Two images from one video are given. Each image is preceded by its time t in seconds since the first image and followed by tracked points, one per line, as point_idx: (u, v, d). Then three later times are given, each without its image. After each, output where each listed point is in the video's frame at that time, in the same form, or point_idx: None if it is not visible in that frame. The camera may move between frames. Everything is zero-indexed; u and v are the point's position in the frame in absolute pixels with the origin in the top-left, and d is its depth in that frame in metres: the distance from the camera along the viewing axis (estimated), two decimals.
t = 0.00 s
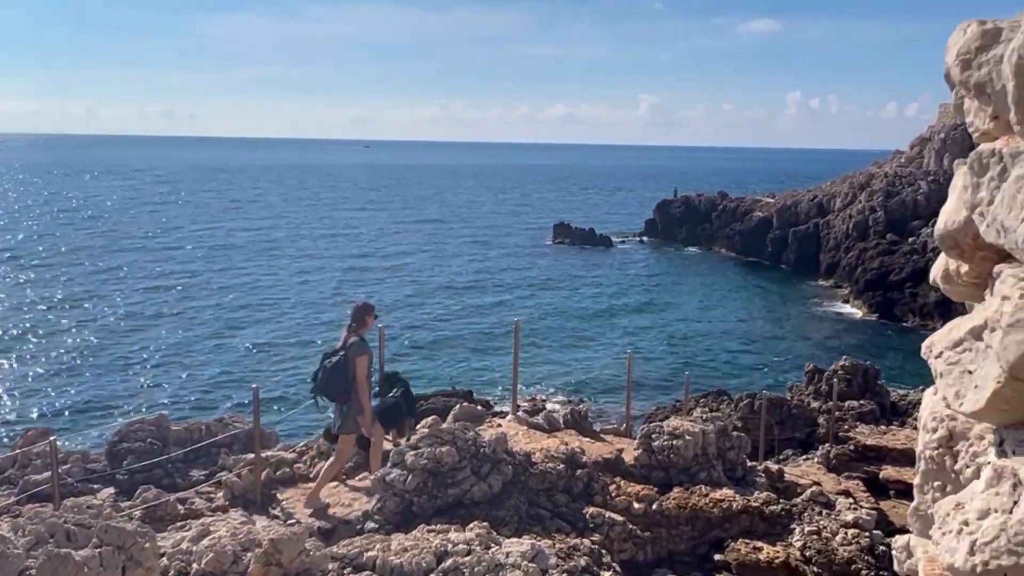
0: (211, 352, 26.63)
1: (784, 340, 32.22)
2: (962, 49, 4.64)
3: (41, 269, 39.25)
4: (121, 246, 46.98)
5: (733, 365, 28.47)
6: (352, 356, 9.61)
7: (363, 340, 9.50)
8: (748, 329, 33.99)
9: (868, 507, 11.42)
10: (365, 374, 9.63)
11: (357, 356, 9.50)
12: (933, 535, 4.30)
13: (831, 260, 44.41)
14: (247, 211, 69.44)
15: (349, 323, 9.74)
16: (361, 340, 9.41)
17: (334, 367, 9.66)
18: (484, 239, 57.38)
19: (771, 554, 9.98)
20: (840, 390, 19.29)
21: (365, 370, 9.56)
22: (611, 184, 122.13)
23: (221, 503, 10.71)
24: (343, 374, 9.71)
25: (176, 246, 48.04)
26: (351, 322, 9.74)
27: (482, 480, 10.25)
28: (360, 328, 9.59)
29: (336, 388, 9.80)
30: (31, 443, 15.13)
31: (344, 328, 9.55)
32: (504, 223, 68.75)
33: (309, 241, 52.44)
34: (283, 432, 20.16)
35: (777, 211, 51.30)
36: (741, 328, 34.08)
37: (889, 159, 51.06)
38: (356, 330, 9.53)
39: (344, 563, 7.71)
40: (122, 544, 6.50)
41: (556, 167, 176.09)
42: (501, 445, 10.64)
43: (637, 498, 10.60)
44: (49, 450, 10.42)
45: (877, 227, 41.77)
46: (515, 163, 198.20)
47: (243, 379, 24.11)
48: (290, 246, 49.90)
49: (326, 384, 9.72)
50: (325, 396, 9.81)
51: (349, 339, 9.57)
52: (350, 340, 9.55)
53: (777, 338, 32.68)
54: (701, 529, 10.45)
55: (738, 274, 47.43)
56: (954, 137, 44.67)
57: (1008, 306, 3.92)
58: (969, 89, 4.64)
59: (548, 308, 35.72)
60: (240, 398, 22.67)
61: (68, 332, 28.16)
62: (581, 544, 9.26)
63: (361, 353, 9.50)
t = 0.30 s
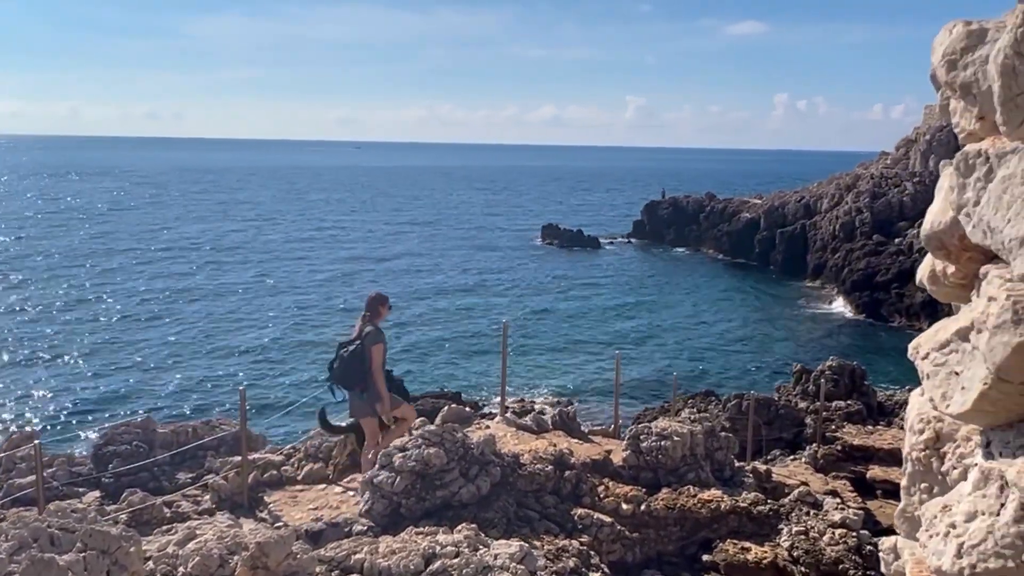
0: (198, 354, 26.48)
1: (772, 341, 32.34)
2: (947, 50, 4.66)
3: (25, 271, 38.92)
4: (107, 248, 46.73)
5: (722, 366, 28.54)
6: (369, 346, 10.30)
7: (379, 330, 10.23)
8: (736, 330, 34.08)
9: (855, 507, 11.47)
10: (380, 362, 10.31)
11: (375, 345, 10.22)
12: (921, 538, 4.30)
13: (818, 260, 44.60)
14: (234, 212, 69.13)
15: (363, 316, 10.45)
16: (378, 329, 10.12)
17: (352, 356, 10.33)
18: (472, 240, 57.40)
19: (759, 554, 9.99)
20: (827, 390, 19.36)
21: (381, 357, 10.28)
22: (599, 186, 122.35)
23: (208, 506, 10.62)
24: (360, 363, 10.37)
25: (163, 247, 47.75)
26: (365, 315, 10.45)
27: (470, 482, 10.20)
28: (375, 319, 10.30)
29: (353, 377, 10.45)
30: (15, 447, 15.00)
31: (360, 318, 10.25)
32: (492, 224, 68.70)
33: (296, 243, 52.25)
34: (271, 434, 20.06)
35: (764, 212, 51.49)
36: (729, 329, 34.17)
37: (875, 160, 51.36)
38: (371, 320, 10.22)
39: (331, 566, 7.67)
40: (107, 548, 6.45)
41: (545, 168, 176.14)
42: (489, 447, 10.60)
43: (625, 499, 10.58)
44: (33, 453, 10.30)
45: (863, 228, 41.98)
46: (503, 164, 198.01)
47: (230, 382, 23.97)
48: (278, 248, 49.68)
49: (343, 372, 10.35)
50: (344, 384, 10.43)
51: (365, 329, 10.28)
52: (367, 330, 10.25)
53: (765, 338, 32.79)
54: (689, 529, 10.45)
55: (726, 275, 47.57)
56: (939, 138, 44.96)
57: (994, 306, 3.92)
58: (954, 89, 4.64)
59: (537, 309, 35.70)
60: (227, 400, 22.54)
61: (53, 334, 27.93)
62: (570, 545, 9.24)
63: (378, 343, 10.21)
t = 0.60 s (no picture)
0: (189, 356, 26.40)
1: (763, 341, 32.42)
2: (933, 51, 4.68)
3: (16, 272, 38.75)
4: (98, 249, 46.60)
5: (714, 367, 28.59)
6: (390, 346, 10.32)
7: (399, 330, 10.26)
8: (728, 330, 34.15)
9: (846, 506, 11.50)
10: (404, 361, 10.37)
11: (396, 345, 10.25)
12: (907, 539, 4.31)
13: (810, 261, 44.72)
14: (226, 214, 68.99)
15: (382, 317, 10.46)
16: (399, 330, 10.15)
17: (374, 357, 10.34)
18: (464, 241, 57.38)
19: (751, 555, 10.02)
20: (819, 390, 19.41)
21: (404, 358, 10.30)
22: (592, 187, 122.54)
23: (199, 509, 10.59)
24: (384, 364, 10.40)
25: (154, 249, 47.60)
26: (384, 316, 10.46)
27: (462, 483, 10.18)
28: (395, 319, 10.34)
29: (377, 378, 10.47)
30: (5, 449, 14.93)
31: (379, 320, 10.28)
32: (485, 225, 68.71)
33: (289, 244, 52.18)
34: (263, 436, 20.02)
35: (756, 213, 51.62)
36: (720, 330, 34.24)
37: (867, 161, 51.55)
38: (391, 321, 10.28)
39: (322, 568, 7.65)
40: (96, 552, 6.35)
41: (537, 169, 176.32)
42: (481, 448, 10.58)
43: (617, 500, 10.59)
44: (22, 457, 10.24)
45: (855, 229, 42.11)
46: (495, 165, 198.00)
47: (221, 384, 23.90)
48: (269, 249, 49.59)
49: (368, 375, 10.36)
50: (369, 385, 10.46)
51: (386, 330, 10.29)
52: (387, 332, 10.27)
53: (756, 339, 32.86)
54: (681, 530, 10.45)
55: (718, 275, 47.66)
56: (929, 139, 45.16)
57: (980, 308, 3.94)
58: (941, 91, 4.66)
59: (529, 310, 35.70)
60: (219, 402, 22.47)
61: (43, 337, 27.79)
62: (562, 547, 9.23)
63: (399, 343, 10.24)
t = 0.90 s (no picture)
0: (186, 357, 26.34)
1: (761, 341, 32.44)
2: (927, 55, 4.69)
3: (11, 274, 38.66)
4: (94, 251, 46.51)
5: (710, 367, 28.61)
6: (419, 331, 10.51)
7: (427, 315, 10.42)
8: (725, 331, 34.16)
9: (844, 507, 11.51)
10: (432, 345, 10.59)
11: (424, 329, 10.45)
12: (902, 543, 4.32)
13: (807, 261, 44.78)
14: (223, 215, 68.87)
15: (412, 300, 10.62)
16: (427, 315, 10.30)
17: (403, 340, 10.56)
18: (461, 242, 57.34)
19: (748, 555, 10.05)
20: (816, 391, 19.42)
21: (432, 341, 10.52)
22: (589, 187, 122.61)
23: (196, 511, 10.59)
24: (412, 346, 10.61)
25: (150, 250, 47.50)
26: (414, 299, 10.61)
27: (460, 485, 10.16)
28: (425, 302, 10.50)
29: (405, 359, 10.71)
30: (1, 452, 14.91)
31: (409, 303, 10.43)
32: (482, 226, 68.68)
33: (286, 245, 52.11)
34: (259, 438, 19.99)
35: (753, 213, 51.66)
36: (718, 330, 34.26)
37: (863, 161, 51.63)
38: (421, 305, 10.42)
39: (320, 570, 7.64)
40: (93, 555, 6.33)
41: (534, 170, 176.44)
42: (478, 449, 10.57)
43: (615, 501, 10.59)
44: (18, 459, 10.21)
45: (852, 229, 42.16)
46: (492, 166, 197.94)
47: (218, 386, 23.85)
48: (266, 251, 49.54)
49: (397, 356, 10.64)
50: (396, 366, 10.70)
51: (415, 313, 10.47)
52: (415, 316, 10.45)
53: (753, 339, 32.88)
54: (680, 530, 10.44)
55: (716, 275, 47.68)
56: (926, 139, 45.23)
57: (973, 313, 3.97)
58: (934, 95, 4.67)
59: (526, 311, 35.68)
60: (215, 404, 22.43)
61: (39, 339, 27.71)
62: (560, 548, 9.24)
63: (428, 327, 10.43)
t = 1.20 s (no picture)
0: (178, 340, 26.28)
1: (753, 323, 32.51)
2: (917, 32, 4.68)
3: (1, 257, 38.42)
4: (85, 234, 46.26)
5: (703, 349, 28.69)
6: (430, 305, 10.73)
7: (437, 289, 10.64)
8: (718, 313, 34.23)
9: (835, 487, 11.58)
10: (444, 317, 10.84)
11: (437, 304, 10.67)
12: (888, 520, 4.34)
13: (800, 243, 44.84)
14: (216, 198, 68.55)
15: (420, 275, 10.79)
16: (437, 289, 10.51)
17: (415, 316, 10.77)
18: (455, 225, 57.23)
19: (740, 535, 10.10)
20: (808, 372, 19.50)
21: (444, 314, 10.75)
22: (582, 169, 122.41)
23: (190, 493, 10.61)
24: (424, 321, 10.81)
25: (142, 233, 47.24)
26: (422, 274, 10.79)
27: (453, 466, 10.19)
28: (433, 277, 10.69)
29: (418, 335, 10.92)
30: None
31: (417, 278, 10.60)
32: (475, 208, 68.51)
33: (279, 228, 51.94)
34: (253, 421, 19.99)
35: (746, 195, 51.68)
36: (710, 312, 34.32)
37: (856, 143, 51.61)
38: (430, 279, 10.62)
39: (314, 551, 7.65)
40: (86, 537, 6.25)
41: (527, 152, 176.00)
42: (472, 431, 10.59)
43: (607, 482, 10.63)
44: (11, 443, 10.19)
45: (845, 211, 42.20)
46: (486, 148, 197.35)
47: (210, 369, 23.80)
48: (259, 233, 49.34)
49: (411, 331, 10.82)
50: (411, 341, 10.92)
51: (425, 289, 10.67)
52: (426, 291, 10.66)
53: (746, 321, 32.96)
54: (671, 511, 10.52)
55: (709, 258, 47.72)
56: (919, 121, 45.20)
57: (960, 290, 3.98)
58: (924, 72, 4.66)
59: (519, 293, 35.68)
60: (208, 387, 22.40)
61: (30, 322, 27.57)
62: (553, 528, 9.28)
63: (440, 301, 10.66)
